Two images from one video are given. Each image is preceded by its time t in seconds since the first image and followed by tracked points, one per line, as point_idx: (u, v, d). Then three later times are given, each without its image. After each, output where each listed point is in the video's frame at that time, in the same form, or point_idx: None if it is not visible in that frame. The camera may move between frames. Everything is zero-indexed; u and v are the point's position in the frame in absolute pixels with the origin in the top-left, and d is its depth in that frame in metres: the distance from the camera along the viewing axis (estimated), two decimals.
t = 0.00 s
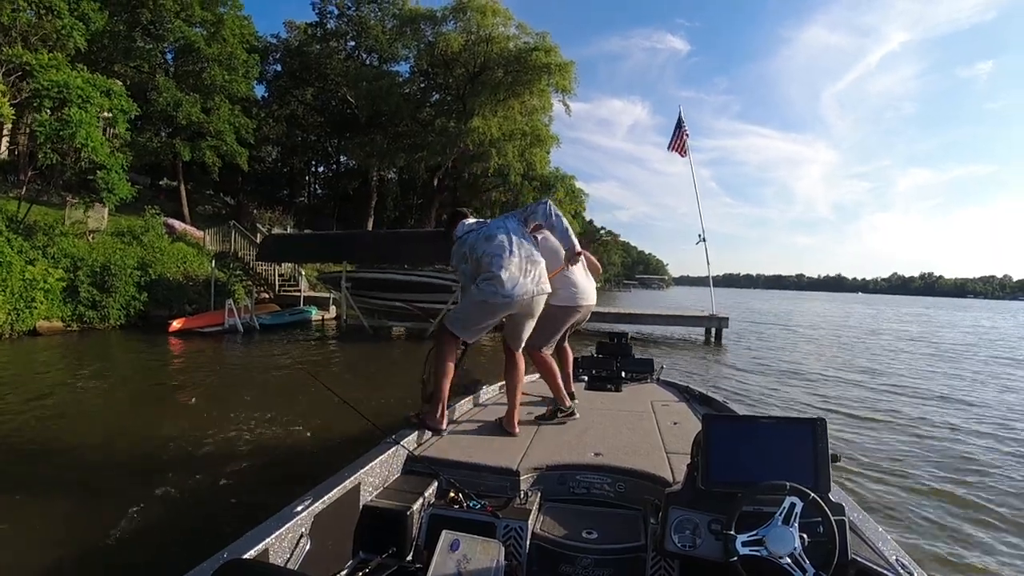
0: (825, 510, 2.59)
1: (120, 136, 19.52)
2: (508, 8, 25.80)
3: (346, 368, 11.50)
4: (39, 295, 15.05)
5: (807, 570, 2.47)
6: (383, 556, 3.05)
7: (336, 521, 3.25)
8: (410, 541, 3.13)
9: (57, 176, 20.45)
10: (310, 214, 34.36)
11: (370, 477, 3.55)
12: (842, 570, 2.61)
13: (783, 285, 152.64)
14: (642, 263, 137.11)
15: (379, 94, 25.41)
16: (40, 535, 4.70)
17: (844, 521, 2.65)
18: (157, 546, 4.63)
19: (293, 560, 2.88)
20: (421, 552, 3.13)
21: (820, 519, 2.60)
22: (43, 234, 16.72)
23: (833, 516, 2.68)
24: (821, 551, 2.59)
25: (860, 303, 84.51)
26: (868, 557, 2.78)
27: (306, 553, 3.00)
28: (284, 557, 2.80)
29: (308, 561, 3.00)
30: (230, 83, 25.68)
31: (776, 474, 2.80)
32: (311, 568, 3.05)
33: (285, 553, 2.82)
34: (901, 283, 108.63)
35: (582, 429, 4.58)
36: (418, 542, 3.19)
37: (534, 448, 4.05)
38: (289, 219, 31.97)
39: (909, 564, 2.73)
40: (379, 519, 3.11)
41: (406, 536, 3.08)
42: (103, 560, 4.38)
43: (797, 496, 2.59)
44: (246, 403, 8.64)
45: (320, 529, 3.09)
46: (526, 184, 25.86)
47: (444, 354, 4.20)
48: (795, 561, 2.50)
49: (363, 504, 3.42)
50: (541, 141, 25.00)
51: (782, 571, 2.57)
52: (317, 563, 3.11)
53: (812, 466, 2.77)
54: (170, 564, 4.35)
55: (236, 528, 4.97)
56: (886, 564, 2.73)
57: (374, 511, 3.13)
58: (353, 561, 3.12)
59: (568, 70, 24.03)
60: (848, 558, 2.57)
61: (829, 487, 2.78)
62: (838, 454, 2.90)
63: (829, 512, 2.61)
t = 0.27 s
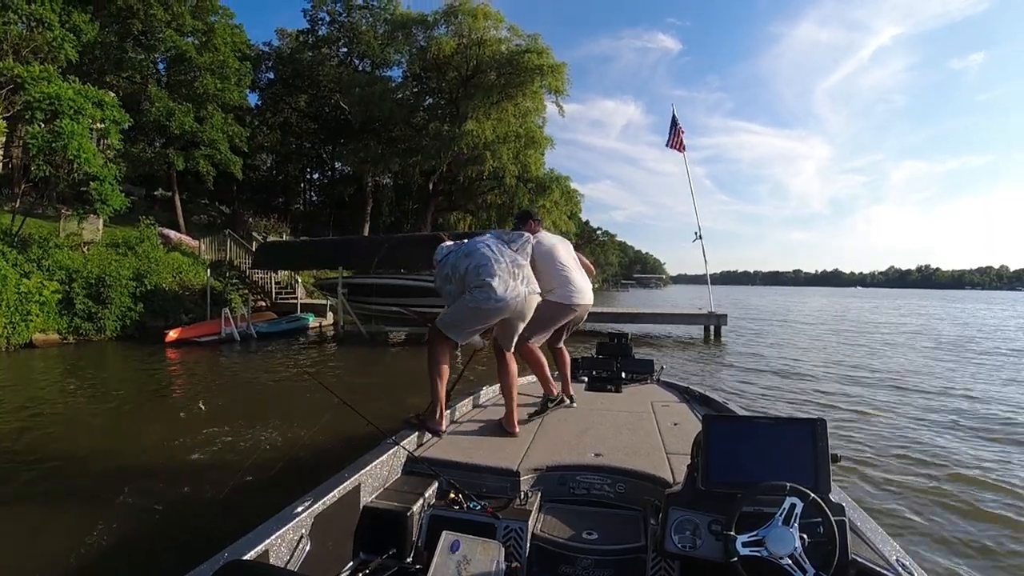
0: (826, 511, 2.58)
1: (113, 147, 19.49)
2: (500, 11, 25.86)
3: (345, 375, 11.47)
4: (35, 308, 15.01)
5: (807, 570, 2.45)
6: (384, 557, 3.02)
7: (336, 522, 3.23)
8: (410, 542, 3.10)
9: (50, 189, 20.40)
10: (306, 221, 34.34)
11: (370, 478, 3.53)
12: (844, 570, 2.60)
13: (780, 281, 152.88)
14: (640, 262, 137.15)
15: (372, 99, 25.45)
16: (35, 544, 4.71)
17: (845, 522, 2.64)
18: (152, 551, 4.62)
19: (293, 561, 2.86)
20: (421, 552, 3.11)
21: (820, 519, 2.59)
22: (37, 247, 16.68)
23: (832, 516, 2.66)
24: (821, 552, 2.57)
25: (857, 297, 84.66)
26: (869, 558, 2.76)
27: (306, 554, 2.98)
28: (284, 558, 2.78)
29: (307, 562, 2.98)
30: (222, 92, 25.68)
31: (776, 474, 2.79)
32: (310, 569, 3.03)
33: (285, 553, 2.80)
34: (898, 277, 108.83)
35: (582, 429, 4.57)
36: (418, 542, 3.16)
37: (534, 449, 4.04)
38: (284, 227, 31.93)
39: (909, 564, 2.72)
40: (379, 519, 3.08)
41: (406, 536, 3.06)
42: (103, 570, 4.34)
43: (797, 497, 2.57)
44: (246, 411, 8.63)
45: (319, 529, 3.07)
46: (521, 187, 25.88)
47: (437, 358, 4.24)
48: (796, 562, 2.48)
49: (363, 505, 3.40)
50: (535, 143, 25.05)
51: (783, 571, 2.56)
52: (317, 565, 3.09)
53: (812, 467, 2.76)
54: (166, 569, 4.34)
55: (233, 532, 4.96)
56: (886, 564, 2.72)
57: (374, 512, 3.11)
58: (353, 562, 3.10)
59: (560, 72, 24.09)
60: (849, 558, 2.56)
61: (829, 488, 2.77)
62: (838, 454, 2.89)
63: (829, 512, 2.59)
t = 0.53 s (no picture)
0: (826, 510, 2.57)
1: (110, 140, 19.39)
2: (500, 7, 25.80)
3: (343, 371, 11.44)
4: (30, 302, 15.00)
5: (808, 570, 2.44)
6: (384, 557, 3.00)
7: (336, 521, 3.21)
8: (410, 542, 3.09)
9: (47, 182, 20.31)
10: (304, 217, 34.27)
11: (370, 478, 3.51)
12: (844, 570, 2.59)
13: (777, 282, 153.09)
14: (638, 261, 137.23)
15: (371, 95, 25.40)
16: (32, 541, 4.67)
17: (845, 521, 2.63)
18: (149, 551, 4.58)
19: (293, 561, 2.85)
20: (421, 552, 3.09)
21: (820, 519, 2.58)
22: (33, 240, 16.62)
23: (833, 516, 2.65)
24: (821, 551, 2.57)
25: (854, 298, 84.81)
26: (869, 557, 2.75)
27: (306, 554, 2.96)
28: (285, 557, 2.77)
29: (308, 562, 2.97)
30: (220, 86, 25.59)
31: (776, 474, 2.78)
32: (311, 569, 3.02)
33: (285, 553, 2.78)
34: (895, 278, 109.05)
35: (582, 429, 4.55)
36: (418, 542, 3.14)
37: (534, 449, 4.02)
38: (282, 222, 31.85)
39: (909, 564, 2.71)
40: (379, 519, 3.08)
41: (407, 535, 3.04)
42: (99, 568, 4.31)
43: (797, 497, 2.56)
44: (246, 407, 8.62)
45: (319, 529, 3.05)
46: (520, 184, 25.84)
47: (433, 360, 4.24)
48: (796, 561, 2.47)
49: (363, 505, 3.38)
50: (534, 140, 25.03)
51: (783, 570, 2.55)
52: (317, 564, 3.07)
53: (812, 467, 2.75)
54: (163, 568, 4.31)
55: (231, 532, 4.90)
56: (886, 564, 2.71)
57: (374, 511, 3.10)
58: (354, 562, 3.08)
59: (560, 69, 24.05)
60: (849, 557, 2.55)
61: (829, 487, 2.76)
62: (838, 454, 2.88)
63: (829, 512, 2.58)
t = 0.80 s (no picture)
0: (826, 509, 2.55)
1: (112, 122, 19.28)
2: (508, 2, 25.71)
3: (340, 363, 11.42)
4: (27, 283, 15.03)
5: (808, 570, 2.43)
6: (384, 556, 2.98)
7: (335, 521, 3.19)
8: (410, 541, 3.07)
9: (47, 162, 20.22)
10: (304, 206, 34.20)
11: (370, 478, 3.48)
12: (843, 570, 2.57)
13: (775, 287, 153.28)
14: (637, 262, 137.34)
15: (375, 85, 25.31)
16: (30, 530, 4.59)
17: (845, 521, 2.62)
18: (147, 546, 4.50)
19: (292, 561, 2.83)
20: (421, 552, 3.07)
21: (820, 519, 2.57)
22: (32, 221, 16.55)
23: (833, 516, 2.64)
24: (821, 552, 2.55)
25: (852, 305, 84.88)
26: (868, 558, 2.74)
27: (305, 554, 2.95)
28: (284, 557, 2.75)
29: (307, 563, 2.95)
30: (225, 71, 25.48)
31: (776, 473, 2.77)
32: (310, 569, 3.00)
33: (284, 553, 2.76)
34: (893, 287, 109.21)
35: (582, 429, 4.53)
36: (418, 543, 3.12)
37: (534, 449, 4.00)
38: (282, 211, 31.76)
39: (909, 565, 2.70)
40: (379, 518, 3.04)
41: (406, 535, 3.02)
42: (94, 557, 4.29)
43: (797, 496, 2.55)
44: (245, 396, 8.58)
45: (318, 528, 3.03)
46: (523, 180, 25.78)
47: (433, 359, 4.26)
48: (796, 561, 2.46)
49: (363, 505, 3.36)
50: (538, 137, 24.98)
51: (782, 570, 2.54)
52: (316, 564, 3.06)
53: (812, 466, 2.73)
54: (159, 561, 4.28)
55: (230, 528, 4.86)
56: (886, 564, 2.70)
57: (373, 511, 3.07)
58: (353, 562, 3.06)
59: (566, 66, 23.97)
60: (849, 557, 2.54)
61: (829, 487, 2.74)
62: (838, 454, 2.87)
63: (829, 512, 2.57)
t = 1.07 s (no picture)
0: (826, 509, 2.54)
1: (112, 107, 19.17)
2: None
3: (337, 356, 11.40)
4: (23, 268, 14.95)
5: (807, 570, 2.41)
6: (384, 555, 2.96)
7: (336, 521, 3.17)
8: (409, 540, 3.05)
9: (46, 146, 20.11)
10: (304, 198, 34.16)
11: (370, 478, 3.46)
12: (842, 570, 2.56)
13: (773, 291, 153.53)
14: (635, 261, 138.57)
15: (378, 78, 25.22)
16: (36, 525, 4.54)
17: (845, 522, 2.60)
18: (148, 544, 4.44)
19: (292, 559, 2.81)
20: (421, 552, 3.05)
21: (820, 518, 2.55)
22: (29, 205, 16.48)
23: (833, 516, 2.63)
24: (821, 551, 2.54)
25: (849, 311, 85.03)
26: (868, 557, 2.73)
27: (305, 554, 2.92)
28: (283, 556, 2.73)
29: (307, 562, 2.93)
30: (227, 60, 25.38)
31: (776, 473, 2.75)
32: (310, 568, 2.98)
33: (284, 552, 2.74)
34: (891, 294, 109.39)
35: (581, 429, 4.51)
36: (418, 542, 3.10)
37: (533, 448, 3.98)
38: (282, 202, 31.67)
39: (909, 564, 2.69)
40: (380, 518, 3.02)
41: (406, 534, 3.00)
42: (96, 552, 4.25)
43: (797, 496, 2.53)
44: (244, 388, 8.55)
45: (318, 526, 3.01)
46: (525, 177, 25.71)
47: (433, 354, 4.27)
48: (796, 561, 2.44)
49: (363, 503, 3.34)
50: (540, 134, 24.93)
51: (782, 571, 2.52)
52: (316, 563, 3.03)
53: (812, 466, 2.72)
54: (160, 560, 4.25)
55: (231, 524, 4.82)
56: (885, 564, 2.69)
57: (373, 510, 3.05)
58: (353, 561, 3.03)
59: (571, 64, 23.89)
60: (849, 558, 2.52)
61: (829, 487, 2.73)
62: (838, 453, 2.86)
63: (828, 512, 2.56)
